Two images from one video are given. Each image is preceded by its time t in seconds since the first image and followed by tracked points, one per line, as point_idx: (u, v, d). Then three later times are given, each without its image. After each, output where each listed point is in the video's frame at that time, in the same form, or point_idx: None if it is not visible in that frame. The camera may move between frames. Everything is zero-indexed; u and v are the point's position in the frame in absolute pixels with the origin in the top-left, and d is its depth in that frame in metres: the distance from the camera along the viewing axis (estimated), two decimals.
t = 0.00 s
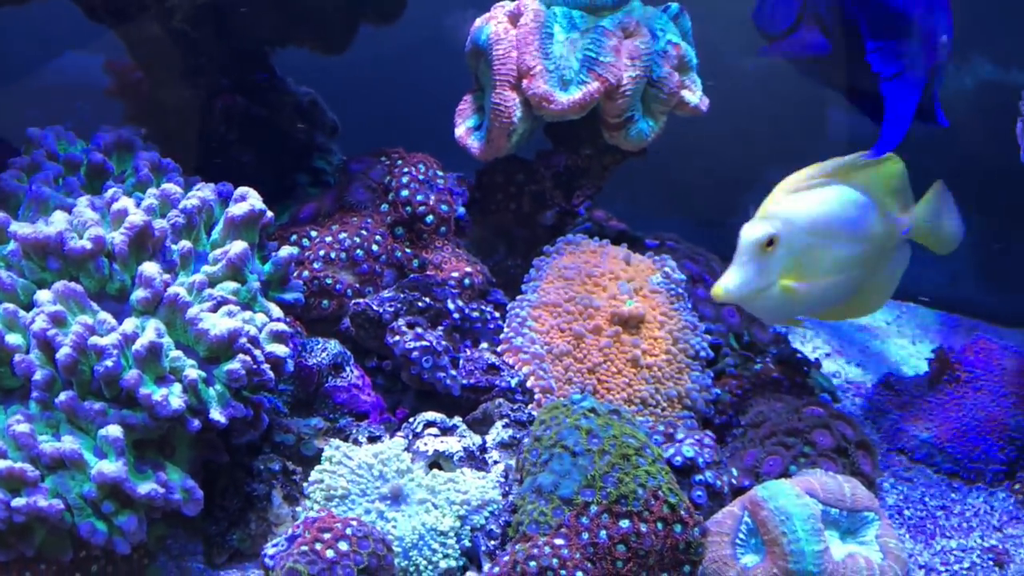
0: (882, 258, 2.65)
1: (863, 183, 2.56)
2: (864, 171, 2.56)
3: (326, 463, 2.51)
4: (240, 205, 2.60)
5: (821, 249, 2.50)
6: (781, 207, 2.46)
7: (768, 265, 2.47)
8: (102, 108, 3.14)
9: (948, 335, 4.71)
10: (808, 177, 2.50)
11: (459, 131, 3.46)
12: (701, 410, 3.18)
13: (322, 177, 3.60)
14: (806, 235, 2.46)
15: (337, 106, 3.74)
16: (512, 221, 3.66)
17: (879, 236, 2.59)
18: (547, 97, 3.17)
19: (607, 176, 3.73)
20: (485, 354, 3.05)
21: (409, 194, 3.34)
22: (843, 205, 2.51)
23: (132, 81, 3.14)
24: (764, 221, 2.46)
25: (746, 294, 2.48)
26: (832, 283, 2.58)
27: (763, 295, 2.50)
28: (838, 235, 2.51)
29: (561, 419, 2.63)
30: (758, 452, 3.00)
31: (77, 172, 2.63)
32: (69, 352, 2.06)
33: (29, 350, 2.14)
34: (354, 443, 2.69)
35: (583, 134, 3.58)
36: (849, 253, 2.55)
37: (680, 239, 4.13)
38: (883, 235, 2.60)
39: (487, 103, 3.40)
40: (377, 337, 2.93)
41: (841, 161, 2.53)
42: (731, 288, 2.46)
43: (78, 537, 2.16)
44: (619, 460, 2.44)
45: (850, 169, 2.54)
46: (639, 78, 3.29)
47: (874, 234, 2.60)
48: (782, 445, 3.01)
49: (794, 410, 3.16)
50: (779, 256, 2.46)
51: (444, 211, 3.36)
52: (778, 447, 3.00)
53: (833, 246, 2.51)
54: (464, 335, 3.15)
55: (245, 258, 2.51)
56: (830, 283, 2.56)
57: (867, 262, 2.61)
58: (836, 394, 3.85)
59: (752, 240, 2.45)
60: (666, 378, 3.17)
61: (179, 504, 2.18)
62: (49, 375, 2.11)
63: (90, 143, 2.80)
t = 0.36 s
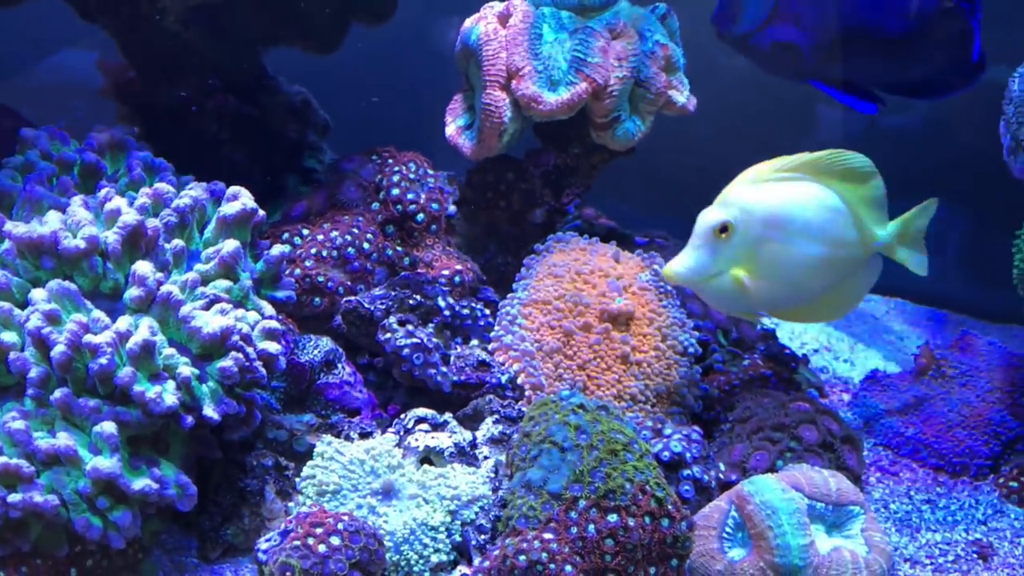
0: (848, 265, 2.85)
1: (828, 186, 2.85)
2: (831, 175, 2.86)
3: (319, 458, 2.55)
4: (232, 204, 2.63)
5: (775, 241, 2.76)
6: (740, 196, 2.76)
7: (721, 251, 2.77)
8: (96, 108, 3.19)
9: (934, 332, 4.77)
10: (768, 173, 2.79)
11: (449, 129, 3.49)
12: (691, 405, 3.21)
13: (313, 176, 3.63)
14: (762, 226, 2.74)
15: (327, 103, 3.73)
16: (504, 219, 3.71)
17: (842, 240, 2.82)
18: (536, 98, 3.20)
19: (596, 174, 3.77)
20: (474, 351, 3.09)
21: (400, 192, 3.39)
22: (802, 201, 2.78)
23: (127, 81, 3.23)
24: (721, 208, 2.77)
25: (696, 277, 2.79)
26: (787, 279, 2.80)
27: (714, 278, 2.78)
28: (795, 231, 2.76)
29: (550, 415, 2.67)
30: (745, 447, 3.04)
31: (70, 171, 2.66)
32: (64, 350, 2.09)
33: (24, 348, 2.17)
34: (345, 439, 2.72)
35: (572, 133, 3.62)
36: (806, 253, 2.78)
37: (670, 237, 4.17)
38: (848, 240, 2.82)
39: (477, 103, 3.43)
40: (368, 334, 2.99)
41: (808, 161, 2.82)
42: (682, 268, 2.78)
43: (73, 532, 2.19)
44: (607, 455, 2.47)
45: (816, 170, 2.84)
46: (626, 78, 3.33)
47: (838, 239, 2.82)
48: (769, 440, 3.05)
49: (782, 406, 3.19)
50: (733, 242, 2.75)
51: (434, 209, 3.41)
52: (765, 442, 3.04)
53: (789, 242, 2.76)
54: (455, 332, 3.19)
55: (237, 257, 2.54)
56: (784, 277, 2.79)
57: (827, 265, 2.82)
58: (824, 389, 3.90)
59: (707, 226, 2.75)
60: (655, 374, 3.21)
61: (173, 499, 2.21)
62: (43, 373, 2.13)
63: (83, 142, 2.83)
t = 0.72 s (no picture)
0: (815, 257, 2.98)
1: (804, 177, 2.98)
2: (806, 168, 3.00)
3: (314, 457, 2.57)
4: (227, 205, 2.65)
5: (744, 225, 2.87)
6: (717, 177, 2.86)
7: (695, 231, 2.85)
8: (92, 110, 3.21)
9: (925, 331, 4.82)
10: (740, 161, 2.92)
11: (442, 129, 3.51)
12: (683, 404, 3.23)
13: (308, 177, 3.62)
14: (735, 210, 2.85)
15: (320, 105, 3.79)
16: (497, 220, 3.75)
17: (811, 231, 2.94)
18: (528, 99, 3.23)
19: (590, 175, 3.80)
20: (469, 350, 3.12)
21: (395, 193, 3.41)
22: (777, 188, 2.90)
23: (121, 83, 3.22)
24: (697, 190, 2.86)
25: (669, 254, 2.86)
26: (754, 264, 2.91)
27: (688, 257, 2.86)
28: (768, 217, 2.88)
29: (544, 413, 2.70)
30: (738, 445, 3.07)
31: (67, 172, 2.68)
32: (61, 349, 2.11)
33: (21, 348, 2.18)
34: (341, 438, 2.75)
35: (565, 133, 3.64)
36: (774, 240, 2.90)
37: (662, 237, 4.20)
38: (818, 232, 2.96)
39: (470, 104, 3.45)
40: (363, 334, 3.01)
41: (786, 152, 2.96)
42: (656, 245, 2.84)
43: (70, 531, 2.20)
44: (601, 454, 2.50)
45: (792, 162, 2.98)
46: (618, 79, 3.35)
47: (807, 230, 2.94)
48: (761, 438, 3.09)
49: (774, 404, 3.23)
50: (708, 222, 2.84)
51: (429, 210, 3.43)
52: (757, 440, 3.07)
53: (760, 226, 2.87)
54: (449, 332, 3.22)
55: (233, 257, 2.56)
56: (751, 262, 2.90)
57: (796, 254, 2.94)
58: (815, 388, 3.94)
59: (683, 205, 2.82)
60: (648, 374, 3.23)
61: (169, 498, 2.23)
62: (41, 372, 2.15)
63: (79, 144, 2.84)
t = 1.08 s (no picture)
0: (796, 252, 3.03)
1: (785, 173, 3.03)
2: (788, 163, 3.05)
3: (313, 458, 2.60)
4: (226, 208, 2.67)
5: (718, 218, 2.91)
6: (695, 170, 2.91)
7: (670, 222, 2.89)
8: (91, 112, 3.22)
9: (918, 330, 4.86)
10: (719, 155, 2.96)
11: (439, 131, 3.54)
12: (678, 404, 3.26)
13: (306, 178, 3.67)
14: (710, 203, 2.89)
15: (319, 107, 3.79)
16: (493, 221, 3.78)
17: (793, 226, 2.99)
18: (523, 101, 3.25)
19: (586, 176, 3.83)
20: (466, 351, 3.16)
21: (392, 195, 3.44)
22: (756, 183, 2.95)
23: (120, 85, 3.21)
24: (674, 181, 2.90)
25: (643, 244, 2.91)
26: (728, 256, 2.96)
27: (662, 248, 2.91)
28: (746, 211, 2.93)
29: (540, 413, 2.73)
30: (732, 444, 3.11)
31: (66, 176, 2.70)
32: (61, 351, 2.12)
33: (22, 350, 2.20)
34: (339, 439, 2.77)
35: (560, 135, 3.67)
36: (749, 234, 2.94)
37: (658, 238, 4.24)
38: (799, 228, 3.00)
39: (465, 107, 3.48)
40: (361, 334, 3.04)
41: (767, 147, 3.01)
42: (631, 234, 2.88)
43: (71, 530, 2.23)
44: (596, 453, 2.53)
45: (773, 157, 3.03)
46: (612, 82, 3.37)
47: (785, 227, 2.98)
48: (755, 437, 3.12)
49: (767, 403, 3.27)
50: (684, 214, 2.90)
51: (425, 211, 3.46)
52: (751, 439, 3.11)
53: (738, 221, 2.92)
54: (446, 333, 3.28)
55: (231, 259, 2.58)
56: (725, 255, 2.95)
57: (775, 248, 2.99)
58: (809, 387, 3.98)
59: (659, 196, 2.86)
60: (643, 374, 3.27)
61: (169, 498, 2.26)
62: (41, 374, 2.17)
63: (78, 146, 2.86)
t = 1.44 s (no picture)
0: (779, 252, 3.06)
1: (767, 173, 3.07)
2: (771, 163, 3.09)
3: (311, 457, 2.64)
4: (225, 210, 2.70)
5: (697, 217, 2.97)
6: (675, 169, 2.98)
7: (648, 221, 2.97)
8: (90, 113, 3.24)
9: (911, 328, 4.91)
10: (698, 154, 3.02)
11: (435, 133, 3.58)
12: (672, 403, 3.30)
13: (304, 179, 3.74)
14: (688, 202, 2.95)
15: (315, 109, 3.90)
16: (489, 222, 3.83)
17: (774, 226, 3.02)
18: (517, 103, 3.28)
19: (580, 178, 3.84)
20: (462, 351, 3.19)
21: (389, 196, 3.48)
22: (737, 183, 3.00)
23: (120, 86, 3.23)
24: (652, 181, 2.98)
25: (623, 241, 2.99)
26: (708, 255, 3.02)
27: (641, 245, 2.99)
28: (726, 210, 2.98)
29: (536, 413, 2.76)
30: (725, 443, 3.16)
31: (68, 178, 2.73)
32: (65, 353, 2.16)
33: (25, 352, 2.23)
34: (337, 438, 2.80)
35: (556, 136, 3.67)
36: (729, 233, 2.99)
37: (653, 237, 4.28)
38: (781, 227, 3.03)
39: (461, 109, 3.51)
40: (358, 334, 3.07)
41: (749, 146, 3.06)
42: (610, 231, 2.97)
43: (74, 529, 2.26)
44: (591, 453, 2.57)
45: (755, 157, 3.07)
46: (606, 84, 3.41)
47: (767, 226, 3.02)
48: (748, 436, 3.16)
49: (759, 402, 3.31)
50: (664, 211, 2.96)
51: (422, 212, 3.51)
52: (745, 438, 3.15)
53: (717, 219, 2.98)
54: (443, 333, 3.30)
55: (231, 261, 2.61)
56: (705, 253, 3.01)
57: (755, 247, 3.03)
58: (801, 386, 4.04)
59: (636, 194, 2.95)
60: (638, 373, 3.31)
61: (170, 497, 2.29)
62: (44, 376, 2.20)
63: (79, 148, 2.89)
